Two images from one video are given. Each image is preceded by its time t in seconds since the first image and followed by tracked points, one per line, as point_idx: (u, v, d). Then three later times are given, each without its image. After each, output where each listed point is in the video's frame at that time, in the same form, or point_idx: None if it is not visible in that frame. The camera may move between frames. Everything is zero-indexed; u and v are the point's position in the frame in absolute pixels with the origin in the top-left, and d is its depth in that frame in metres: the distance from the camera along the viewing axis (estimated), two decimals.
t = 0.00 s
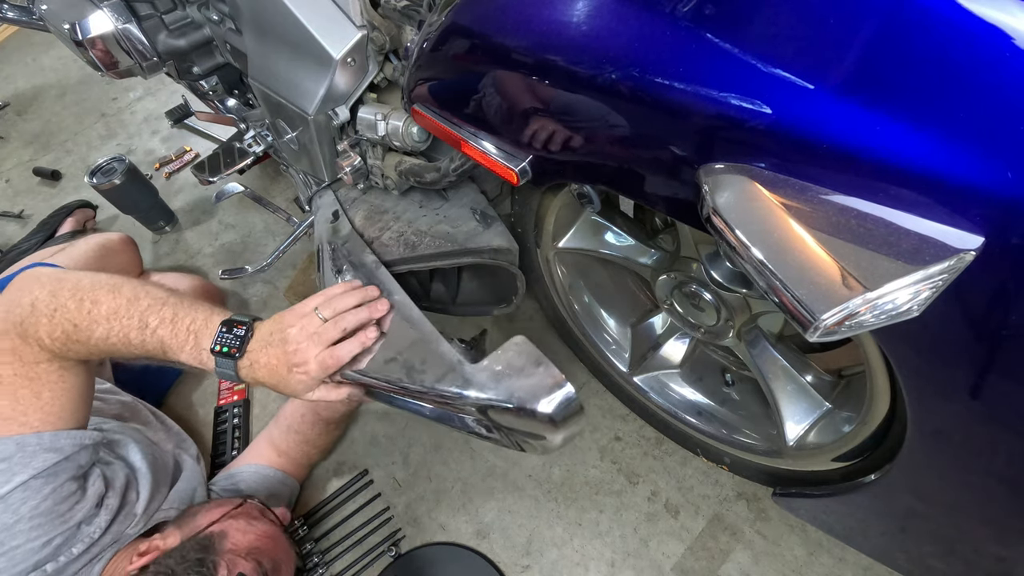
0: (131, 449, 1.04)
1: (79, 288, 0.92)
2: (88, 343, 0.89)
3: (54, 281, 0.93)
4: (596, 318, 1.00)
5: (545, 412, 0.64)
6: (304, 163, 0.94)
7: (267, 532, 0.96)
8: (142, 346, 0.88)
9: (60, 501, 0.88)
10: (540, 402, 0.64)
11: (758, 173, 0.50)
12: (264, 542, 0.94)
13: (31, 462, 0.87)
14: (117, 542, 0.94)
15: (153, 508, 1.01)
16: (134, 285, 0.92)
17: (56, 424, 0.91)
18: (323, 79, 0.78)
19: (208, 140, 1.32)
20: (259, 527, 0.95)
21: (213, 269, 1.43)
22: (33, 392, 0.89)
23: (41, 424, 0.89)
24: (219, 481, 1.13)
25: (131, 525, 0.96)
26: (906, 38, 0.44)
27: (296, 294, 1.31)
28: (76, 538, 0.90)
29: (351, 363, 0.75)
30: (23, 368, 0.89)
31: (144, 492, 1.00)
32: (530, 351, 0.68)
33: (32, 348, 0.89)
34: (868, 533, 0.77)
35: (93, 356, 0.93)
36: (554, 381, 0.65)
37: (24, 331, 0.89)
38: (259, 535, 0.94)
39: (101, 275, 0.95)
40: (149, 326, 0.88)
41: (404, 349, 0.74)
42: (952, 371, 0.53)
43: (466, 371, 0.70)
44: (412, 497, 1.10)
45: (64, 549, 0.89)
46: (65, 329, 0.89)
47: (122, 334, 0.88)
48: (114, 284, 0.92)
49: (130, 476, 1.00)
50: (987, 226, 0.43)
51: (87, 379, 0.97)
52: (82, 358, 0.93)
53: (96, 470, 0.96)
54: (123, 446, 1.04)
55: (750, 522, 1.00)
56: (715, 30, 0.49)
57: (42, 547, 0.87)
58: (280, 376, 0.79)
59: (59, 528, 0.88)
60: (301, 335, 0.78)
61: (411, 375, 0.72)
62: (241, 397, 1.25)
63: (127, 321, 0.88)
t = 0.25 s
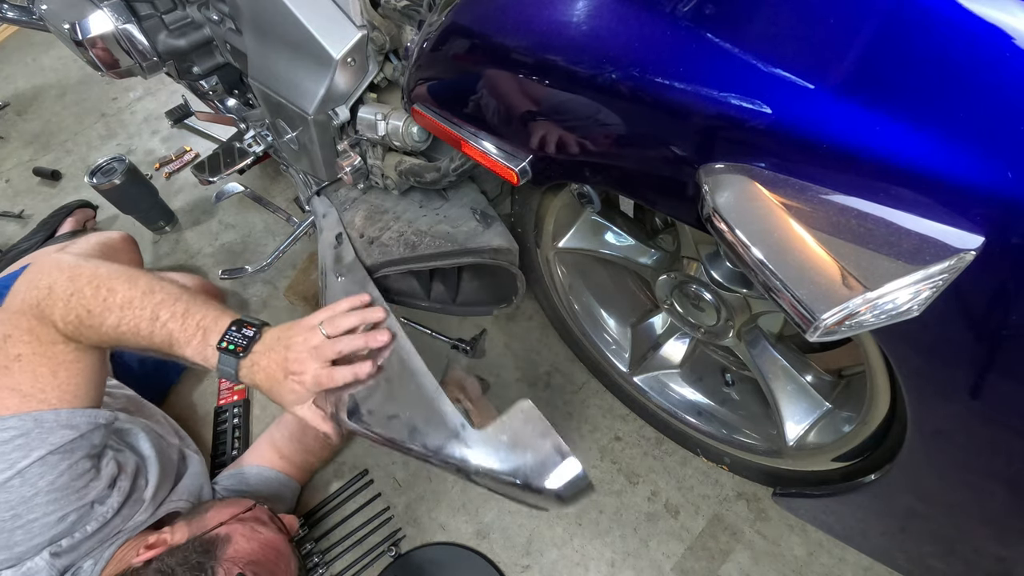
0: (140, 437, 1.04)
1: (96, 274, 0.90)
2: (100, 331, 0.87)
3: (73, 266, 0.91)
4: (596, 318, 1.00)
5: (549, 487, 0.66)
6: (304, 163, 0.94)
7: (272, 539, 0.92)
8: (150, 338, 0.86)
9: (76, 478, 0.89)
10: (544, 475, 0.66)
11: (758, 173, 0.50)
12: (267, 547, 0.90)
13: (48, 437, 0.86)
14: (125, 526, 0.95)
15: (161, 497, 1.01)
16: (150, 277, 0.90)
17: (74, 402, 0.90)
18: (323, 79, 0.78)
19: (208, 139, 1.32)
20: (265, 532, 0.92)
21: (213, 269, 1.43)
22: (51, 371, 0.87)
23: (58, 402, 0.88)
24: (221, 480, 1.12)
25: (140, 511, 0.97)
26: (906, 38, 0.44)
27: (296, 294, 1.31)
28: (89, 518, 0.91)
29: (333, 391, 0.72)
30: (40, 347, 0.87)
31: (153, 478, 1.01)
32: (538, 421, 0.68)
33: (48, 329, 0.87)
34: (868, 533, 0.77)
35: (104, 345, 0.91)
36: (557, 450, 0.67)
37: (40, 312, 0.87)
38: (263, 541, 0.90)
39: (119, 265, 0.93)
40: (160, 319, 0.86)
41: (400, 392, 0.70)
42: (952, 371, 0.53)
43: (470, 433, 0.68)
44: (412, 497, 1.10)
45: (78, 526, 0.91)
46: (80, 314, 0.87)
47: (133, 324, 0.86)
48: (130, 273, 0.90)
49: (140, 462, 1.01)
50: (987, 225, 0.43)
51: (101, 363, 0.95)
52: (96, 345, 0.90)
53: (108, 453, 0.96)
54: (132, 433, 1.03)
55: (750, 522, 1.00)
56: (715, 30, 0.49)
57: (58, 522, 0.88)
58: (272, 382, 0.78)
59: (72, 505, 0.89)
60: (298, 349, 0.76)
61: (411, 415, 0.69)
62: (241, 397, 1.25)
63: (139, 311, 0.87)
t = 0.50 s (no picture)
0: (144, 432, 1.03)
1: (104, 268, 0.91)
2: (108, 325, 0.89)
3: (80, 261, 0.92)
4: (596, 318, 1.00)
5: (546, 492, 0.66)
6: (304, 163, 0.94)
7: (272, 543, 0.91)
8: (157, 331, 0.88)
9: (81, 471, 0.89)
10: (541, 481, 0.66)
11: (758, 173, 0.50)
12: (267, 551, 0.89)
13: (54, 431, 0.86)
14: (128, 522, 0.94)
15: (164, 493, 1.00)
16: (158, 272, 0.92)
17: (80, 396, 0.90)
18: (323, 79, 0.78)
19: (208, 139, 1.32)
20: (266, 536, 0.91)
21: (213, 269, 1.43)
22: (58, 364, 0.88)
23: (64, 396, 0.88)
24: (223, 479, 1.12)
25: (143, 506, 0.96)
26: (907, 38, 0.44)
27: (296, 294, 1.31)
28: (93, 511, 0.90)
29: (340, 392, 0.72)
30: (47, 341, 0.87)
31: (156, 474, 1.00)
32: (537, 427, 0.68)
33: (56, 323, 0.88)
34: (868, 533, 0.77)
35: (110, 339, 0.92)
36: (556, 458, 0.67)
37: (49, 305, 0.88)
38: (265, 545, 0.90)
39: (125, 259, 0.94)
40: (168, 312, 0.88)
41: (399, 397, 0.71)
42: (952, 371, 0.53)
43: (469, 437, 0.68)
44: (412, 497, 1.10)
45: (82, 520, 0.90)
46: (88, 308, 0.88)
47: (140, 317, 0.88)
48: (138, 268, 0.92)
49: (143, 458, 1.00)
50: (987, 226, 0.43)
51: (106, 356, 0.96)
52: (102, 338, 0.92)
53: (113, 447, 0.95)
54: (137, 428, 1.03)
55: (750, 522, 1.00)
56: (715, 30, 0.49)
57: (63, 515, 0.87)
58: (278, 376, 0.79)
59: (76, 498, 0.88)
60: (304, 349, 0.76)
61: (410, 419, 0.70)
62: (241, 397, 1.25)
63: (146, 306, 0.88)
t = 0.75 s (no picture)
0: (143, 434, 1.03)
1: (90, 262, 0.90)
2: (96, 317, 0.88)
3: (68, 258, 0.91)
4: (596, 318, 1.00)
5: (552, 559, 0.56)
6: (304, 163, 0.94)
7: (271, 544, 0.91)
8: (150, 313, 0.85)
9: (72, 474, 0.90)
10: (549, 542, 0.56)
11: (758, 173, 0.50)
12: (266, 551, 0.89)
13: (43, 435, 0.88)
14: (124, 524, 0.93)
15: (163, 496, 0.99)
16: (146, 261, 0.90)
17: (70, 399, 0.92)
18: (323, 79, 0.78)
19: (208, 139, 1.32)
20: (265, 537, 0.91)
21: (213, 269, 1.44)
22: (47, 367, 0.90)
23: (54, 398, 0.90)
24: (223, 481, 1.12)
25: (141, 509, 0.96)
26: (907, 38, 0.44)
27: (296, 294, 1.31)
28: (88, 514, 0.90)
29: (349, 378, 0.69)
30: (35, 342, 0.89)
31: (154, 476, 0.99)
32: (542, 486, 0.57)
33: (43, 321, 0.89)
34: (868, 533, 0.77)
35: (101, 332, 0.91)
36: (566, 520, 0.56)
37: (36, 305, 0.89)
38: (263, 546, 0.90)
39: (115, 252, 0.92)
40: (159, 296, 0.85)
41: (395, 440, 0.63)
42: (952, 371, 0.53)
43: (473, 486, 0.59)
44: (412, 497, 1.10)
45: (77, 523, 0.89)
46: (75, 302, 0.87)
47: (131, 305, 0.86)
48: (124, 258, 0.90)
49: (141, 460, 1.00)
50: (987, 226, 0.43)
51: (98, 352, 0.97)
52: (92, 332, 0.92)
53: (108, 450, 0.96)
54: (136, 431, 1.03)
55: (750, 522, 1.00)
56: (715, 30, 0.49)
57: (56, 518, 0.88)
58: (279, 343, 0.75)
59: (70, 501, 0.89)
60: (317, 323, 0.73)
61: (406, 467, 0.61)
62: (241, 397, 1.25)
63: (136, 293, 0.86)
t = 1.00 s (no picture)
0: (144, 436, 1.03)
1: (126, 273, 0.89)
2: (128, 329, 0.87)
3: (102, 268, 0.89)
4: (596, 318, 1.00)
5: None
6: (304, 163, 0.94)
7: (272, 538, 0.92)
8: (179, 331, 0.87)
9: (85, 481, 0.88)
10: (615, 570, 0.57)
11: (758, 173, 0.50)
12: (268, 547, 0.90)
13: (61, 441, 0.84)
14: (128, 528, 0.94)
15: (163, 498, 1.00)
16: (179, 276, 0.91)
17: (90, 406, 0.88)
18: (323, 79, 0.78)
19: (208, 139, 1.32)
20: (266, 532, 0.92)
21: (213, 269, 1.44)
22: (72, 373, 0.86)
23: (76, 405, 0.86)
24: (221, 484, 1.12)
25: (142, 512, 0.96)
26: (907, 38, 0.44)
27: (296, 294, 1.31)
28: (95, 519, 0.90)
29: (373, 392, 0.70)
30: (64, 348, 0.85)
31: (156, 479, 1.00)
32: (598, 523, 0.57)
33: (74, 329, 0.86)
34: (868, 533, 0.77)
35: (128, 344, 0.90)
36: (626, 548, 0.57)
37: (67, 312, 0.86)
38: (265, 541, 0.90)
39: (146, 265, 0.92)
40: (193, 313, 0.87)
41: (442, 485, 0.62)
42: (952, 371, 0.53)
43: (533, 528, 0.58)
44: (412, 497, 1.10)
45: (83, 528, 0.89)
46: (109, 313, 0.86)
47: (163, 321, 0.87)
48: (158, 272, 0.90)
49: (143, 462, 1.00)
50: (987, 225, 0.43)
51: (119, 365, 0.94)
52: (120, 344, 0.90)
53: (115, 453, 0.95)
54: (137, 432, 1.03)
55: (750, 522, 1.00)
56: (715, 30, 0.49)
57: (63, 524, 0.87)
58: (310, 369, 0.77)
59: (80, 508, 0.87)
60: (352, 350, 0.74)
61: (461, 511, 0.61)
62: (241, 397, 1.25)
63: (170, 309, 0.87)
